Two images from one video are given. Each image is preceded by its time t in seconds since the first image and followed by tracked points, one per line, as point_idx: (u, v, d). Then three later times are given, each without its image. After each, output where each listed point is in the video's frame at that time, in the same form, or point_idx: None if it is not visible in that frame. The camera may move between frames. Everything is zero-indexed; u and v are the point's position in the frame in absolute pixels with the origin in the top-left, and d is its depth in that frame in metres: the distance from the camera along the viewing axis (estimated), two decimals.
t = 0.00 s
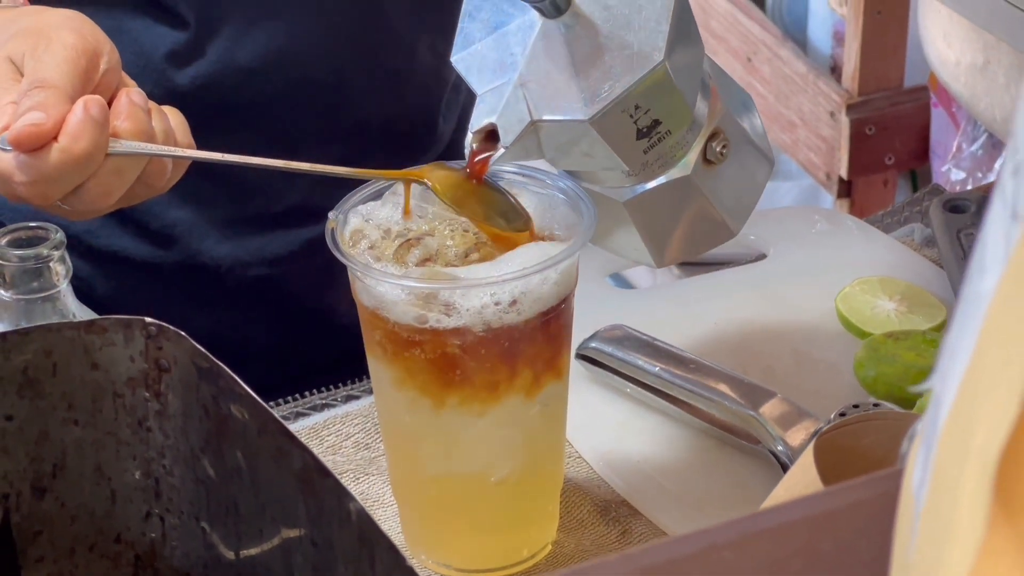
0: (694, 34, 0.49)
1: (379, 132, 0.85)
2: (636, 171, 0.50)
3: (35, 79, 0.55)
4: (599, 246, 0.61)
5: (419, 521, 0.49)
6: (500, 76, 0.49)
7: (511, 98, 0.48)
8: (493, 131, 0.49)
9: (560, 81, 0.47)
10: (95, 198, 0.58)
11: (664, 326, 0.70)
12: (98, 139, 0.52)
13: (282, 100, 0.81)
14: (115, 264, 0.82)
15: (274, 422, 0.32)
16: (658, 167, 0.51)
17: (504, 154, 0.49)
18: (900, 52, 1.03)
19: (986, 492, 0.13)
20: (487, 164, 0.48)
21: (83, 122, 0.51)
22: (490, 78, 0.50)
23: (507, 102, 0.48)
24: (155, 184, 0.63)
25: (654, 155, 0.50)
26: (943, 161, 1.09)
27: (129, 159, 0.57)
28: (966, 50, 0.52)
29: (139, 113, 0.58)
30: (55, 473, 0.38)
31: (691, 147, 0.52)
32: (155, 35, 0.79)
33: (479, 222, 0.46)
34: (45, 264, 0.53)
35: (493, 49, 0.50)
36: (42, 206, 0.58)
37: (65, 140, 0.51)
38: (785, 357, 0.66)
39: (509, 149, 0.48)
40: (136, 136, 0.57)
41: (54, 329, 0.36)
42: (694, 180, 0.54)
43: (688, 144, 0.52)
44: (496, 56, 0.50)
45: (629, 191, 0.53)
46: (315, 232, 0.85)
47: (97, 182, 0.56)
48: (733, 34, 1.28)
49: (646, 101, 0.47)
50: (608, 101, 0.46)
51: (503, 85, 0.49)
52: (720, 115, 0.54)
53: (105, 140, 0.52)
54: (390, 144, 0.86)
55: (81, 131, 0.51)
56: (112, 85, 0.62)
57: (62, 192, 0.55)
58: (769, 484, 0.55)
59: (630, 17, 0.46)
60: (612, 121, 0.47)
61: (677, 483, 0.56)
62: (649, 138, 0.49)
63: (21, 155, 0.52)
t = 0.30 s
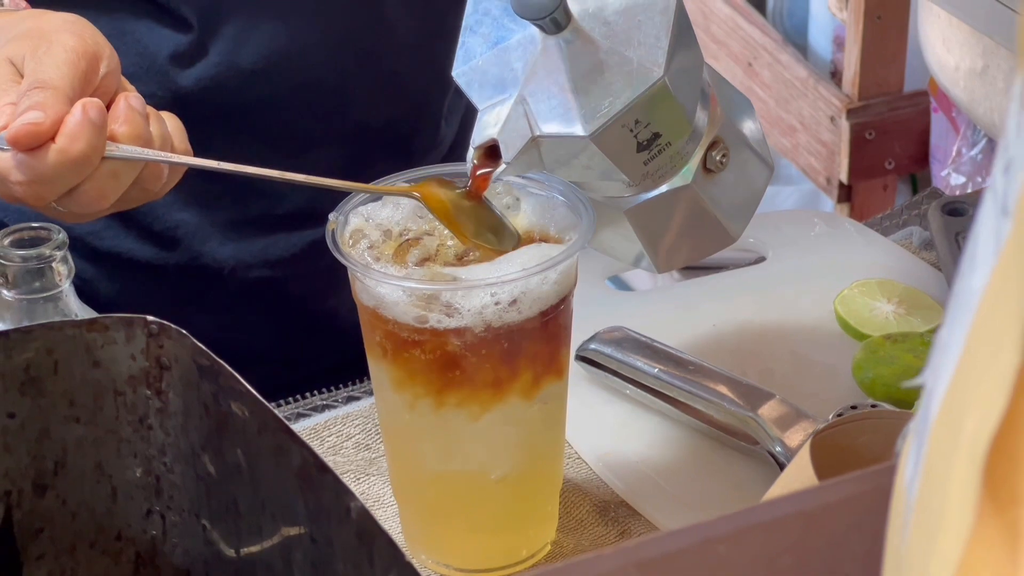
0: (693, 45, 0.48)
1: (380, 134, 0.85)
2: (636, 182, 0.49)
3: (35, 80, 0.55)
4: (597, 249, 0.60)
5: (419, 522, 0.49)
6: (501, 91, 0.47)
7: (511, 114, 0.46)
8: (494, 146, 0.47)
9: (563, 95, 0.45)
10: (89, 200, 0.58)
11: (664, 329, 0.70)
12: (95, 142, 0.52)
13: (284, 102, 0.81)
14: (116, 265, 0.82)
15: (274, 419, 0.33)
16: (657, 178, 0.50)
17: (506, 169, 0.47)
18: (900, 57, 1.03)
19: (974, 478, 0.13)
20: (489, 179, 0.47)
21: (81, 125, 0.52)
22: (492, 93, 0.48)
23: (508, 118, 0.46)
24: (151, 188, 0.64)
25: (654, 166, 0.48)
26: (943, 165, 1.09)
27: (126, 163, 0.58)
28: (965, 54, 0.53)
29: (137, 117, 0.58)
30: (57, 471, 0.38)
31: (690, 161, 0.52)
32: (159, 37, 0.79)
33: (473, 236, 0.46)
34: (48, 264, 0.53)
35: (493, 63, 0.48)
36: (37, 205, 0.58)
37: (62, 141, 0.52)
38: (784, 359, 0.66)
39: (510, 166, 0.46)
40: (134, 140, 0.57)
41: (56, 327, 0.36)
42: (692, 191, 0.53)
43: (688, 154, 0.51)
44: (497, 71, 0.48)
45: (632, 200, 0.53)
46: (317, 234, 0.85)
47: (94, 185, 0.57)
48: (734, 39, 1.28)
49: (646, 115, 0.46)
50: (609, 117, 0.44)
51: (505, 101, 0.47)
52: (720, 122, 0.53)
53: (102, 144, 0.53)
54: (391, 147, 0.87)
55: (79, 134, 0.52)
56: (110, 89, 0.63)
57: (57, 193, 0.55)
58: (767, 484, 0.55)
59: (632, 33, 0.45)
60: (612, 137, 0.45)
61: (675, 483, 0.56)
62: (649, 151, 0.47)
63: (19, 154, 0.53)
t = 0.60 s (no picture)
0: (688, 37, 0.49)
1: (383, 138, 0.86)
2: (634, 174, 0.49)
3: (37, 80, 0.56)
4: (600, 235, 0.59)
5: (421, 523, 0.49)
6: (496, 88, 0.47)
7: (507, 113, 0.46)
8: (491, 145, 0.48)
9: (557, 93, 0.45)
10: (93, 198, 0.58)
11: (667, 333, 0.70)
12: (96, 140, 0.52)
13: (288, 106, 0.82)
14: (120, 267, 0.82)
15: (279, 419, 0.33)
16: (655, 169, 0.50)
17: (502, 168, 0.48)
18: (901, 63, 1.03)
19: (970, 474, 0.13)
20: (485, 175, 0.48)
21: (83, 122, 0.52)
22: (486, 91, 0.47)
23: (505, 117, 0.46)
24: (152, 185, 0.64)
25: (653, 157, 0.49)
26: (943, 171, 1.09)
27: (127, 161, 0.58)
28: (966, 59, 0.53)
29: (139, 116, 0.58)
30: (62, 471, 0.39)
31: (689, 149, 0.51)
32: (165, 38, 0.79)
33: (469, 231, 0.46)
34: (53, 266, 0.54)
35: (487, 60, 0.47)
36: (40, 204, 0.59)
37: (64, 140, 0.52)
38: (784, 363, 0.67)
39: (506, 164, 0.47)
40: (135, 138, 0.57)
41: (63, 328, 0.36)
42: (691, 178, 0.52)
43: (688, 144, 0.50)
44: (491, 69, 0.47)
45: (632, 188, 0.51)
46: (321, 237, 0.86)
47: (95, 183, 0.57)
48: (736, 45, 1.29)
49: (640, 110, 0.46)
50: (602, 114, 0.45)
51: (501, 99, 0.47)
52: (719, 110, 0.52)
53: (104, 142, 0.53)
54: (394, 150, 0.87)
55: (81, 131, 0.52)
56: (113, 87, 0.63)
57: (59, 190, 0.55)
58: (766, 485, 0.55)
59: (625, 30, 0.46)
60: (607, 134, 0.45)
61: (675, 485, 0.56)
62: (645, 144, 0.48)
63: (20, 154, 0.53)
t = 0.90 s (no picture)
0: (683, 9, 0.47)
1: (388, 140, 0.86)
2: (632, 147, 0.48)
3: (29, 73, 0.57)
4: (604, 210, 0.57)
5: (428, 523, 0.49)
6: (488, 63, 0.46)
7: (500, 87, 0.45)
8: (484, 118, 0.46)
9: (548, 65, 0.44)
10: (83, 190, 0.59)
11: (671, 337, 0.70)
12: (87, 132, 0.54)
13: (294, 108, 0.82)
14: (125, 267, 0.82)
15: (286, 417, 0.33)
16: (655, 142, 0.48)
17: (495, 142, 0.46)
18: (905, 69, 1.03)
19: (973, 471, 0.13)
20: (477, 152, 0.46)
21: (74, 115, 0.53)
22: (478, 66, 0.46)
23: (497, 91, 0.45)
24: (143, 180, 0.65)
25: (651, 130, 0.48)
26: (948, 177, 1.08)
27: (120, 154, 0.59)
28: (970, 65, 0.54)
29: (131, 109, 0.60)
30: (72, 468, 0.39)
31: (689, 120, 0.49)
32: (172, 36, 0.80)
33: (462, 224, 0.46)
34: (62, 267, 0.54)
35: (480, 34, 0.46)
36: (32, 196, 0.59)
37: (55, 132, 0.53)
38: (788, 366, 0.67)
39: (499, 138, 0.46)
40: (127, 131, 0.58)
41: (72, 326, 0.37)
42: (691, 152, 0.50)
43: (687, 117, 0.49)
44: (484, 43, 0.46)
45: (630, 163, 0.50)
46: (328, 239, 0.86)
47: (87, 175, 0.58)
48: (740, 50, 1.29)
49: (633, 82, 0.45)
50: (592, 86, 0.44)
51: (493, 73, 0.45)
52: (719, 82, 0.50)
53: (95, 134, 0.54)
54: (400, 153, 0.87)
55: (72, 124, 0.53)
56: (105, 81, 0.64)
57: (50, 183, 0.56)
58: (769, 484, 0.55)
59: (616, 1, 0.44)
60: (599, 105, 0.45)
61: (680, 487, 0.56)
62: (641, 116, 0.47)
63: (13, 146, 0.54)
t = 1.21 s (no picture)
0: (685, 19, 0.47)
1: (392, 144, 0.87)
2: (637, 158, 0.48)
3: (35, 80, 0.57)
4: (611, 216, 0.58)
5: (432, 525, 0.50)
6: (492, 77, 0.46)
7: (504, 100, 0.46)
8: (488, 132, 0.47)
9: (553, 79, 0.45)
10: (86, 198, 0.59)
11: (674, 341, 0.71)
12: (93, 139, 0.54)
13: (298, 111, 0.83)
14: (130, 269, 0.83)
15: (292, 418, 0.33)
16: (660, 152, 0.49)
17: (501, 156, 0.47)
18: (908, 75, 1.04)
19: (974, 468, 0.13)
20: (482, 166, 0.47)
21: (79, 123, 0.53)
22: (483, 79, 0.47)
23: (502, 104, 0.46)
24: (146, 187, 0.65)
25: (655, 141, 0.48)
26: (951, 182, 1.08)
27: (124, 162, 0.59)
28: (973, 70, 0.54)
29: (135, 117, 0.60)
30: (78, 470, 0.39)
31: (693, 131, 0.50)
32: (177, 38, 0.80)
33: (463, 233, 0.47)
34: (68, 270, 0.54)
35: (485, 49, 0.47)
36: (36, 202, 0.60)
37: (60, 140, 0.53)
38: (791, 370, 0.67)
39: (505, 152, 0.47)
40: (132, 139, 0.59)
41: (79, 329, 0.37)
42: (696, 161, 0.50)
43: (691, 126, 0.49)
44: (489, 57, 0.47)
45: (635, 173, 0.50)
46: (332, 241, 0.87)
47: (91, 182, 0.58)
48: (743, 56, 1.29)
49: (638, 94, 0.45)
50: (597, 100, 0.44)
51: (497, 86, 0.46)
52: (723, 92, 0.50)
53: (100, 142, 0.54)
54: (404, 157, 0.88)
55: (77, 132, 0.53)
56: (113, 89, 0.64)
57: (54, 190, 0.57)
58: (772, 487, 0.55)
59: (619, 15, 0.45)
60: (604, 118, 0.45)
61: (684, 490, 0.56)
62: (645, 127, 0.47)
63: (18, 153, 0.55)
